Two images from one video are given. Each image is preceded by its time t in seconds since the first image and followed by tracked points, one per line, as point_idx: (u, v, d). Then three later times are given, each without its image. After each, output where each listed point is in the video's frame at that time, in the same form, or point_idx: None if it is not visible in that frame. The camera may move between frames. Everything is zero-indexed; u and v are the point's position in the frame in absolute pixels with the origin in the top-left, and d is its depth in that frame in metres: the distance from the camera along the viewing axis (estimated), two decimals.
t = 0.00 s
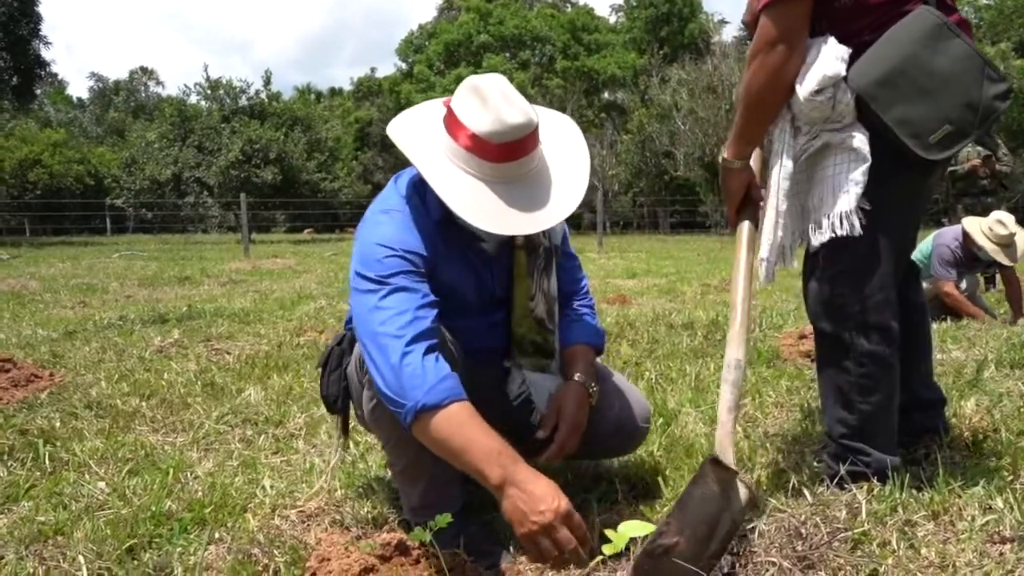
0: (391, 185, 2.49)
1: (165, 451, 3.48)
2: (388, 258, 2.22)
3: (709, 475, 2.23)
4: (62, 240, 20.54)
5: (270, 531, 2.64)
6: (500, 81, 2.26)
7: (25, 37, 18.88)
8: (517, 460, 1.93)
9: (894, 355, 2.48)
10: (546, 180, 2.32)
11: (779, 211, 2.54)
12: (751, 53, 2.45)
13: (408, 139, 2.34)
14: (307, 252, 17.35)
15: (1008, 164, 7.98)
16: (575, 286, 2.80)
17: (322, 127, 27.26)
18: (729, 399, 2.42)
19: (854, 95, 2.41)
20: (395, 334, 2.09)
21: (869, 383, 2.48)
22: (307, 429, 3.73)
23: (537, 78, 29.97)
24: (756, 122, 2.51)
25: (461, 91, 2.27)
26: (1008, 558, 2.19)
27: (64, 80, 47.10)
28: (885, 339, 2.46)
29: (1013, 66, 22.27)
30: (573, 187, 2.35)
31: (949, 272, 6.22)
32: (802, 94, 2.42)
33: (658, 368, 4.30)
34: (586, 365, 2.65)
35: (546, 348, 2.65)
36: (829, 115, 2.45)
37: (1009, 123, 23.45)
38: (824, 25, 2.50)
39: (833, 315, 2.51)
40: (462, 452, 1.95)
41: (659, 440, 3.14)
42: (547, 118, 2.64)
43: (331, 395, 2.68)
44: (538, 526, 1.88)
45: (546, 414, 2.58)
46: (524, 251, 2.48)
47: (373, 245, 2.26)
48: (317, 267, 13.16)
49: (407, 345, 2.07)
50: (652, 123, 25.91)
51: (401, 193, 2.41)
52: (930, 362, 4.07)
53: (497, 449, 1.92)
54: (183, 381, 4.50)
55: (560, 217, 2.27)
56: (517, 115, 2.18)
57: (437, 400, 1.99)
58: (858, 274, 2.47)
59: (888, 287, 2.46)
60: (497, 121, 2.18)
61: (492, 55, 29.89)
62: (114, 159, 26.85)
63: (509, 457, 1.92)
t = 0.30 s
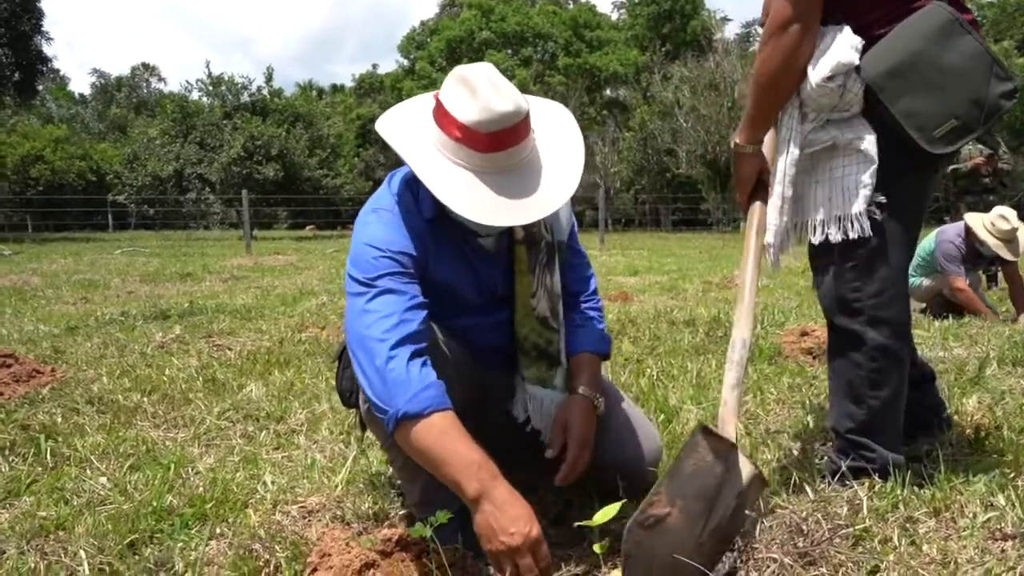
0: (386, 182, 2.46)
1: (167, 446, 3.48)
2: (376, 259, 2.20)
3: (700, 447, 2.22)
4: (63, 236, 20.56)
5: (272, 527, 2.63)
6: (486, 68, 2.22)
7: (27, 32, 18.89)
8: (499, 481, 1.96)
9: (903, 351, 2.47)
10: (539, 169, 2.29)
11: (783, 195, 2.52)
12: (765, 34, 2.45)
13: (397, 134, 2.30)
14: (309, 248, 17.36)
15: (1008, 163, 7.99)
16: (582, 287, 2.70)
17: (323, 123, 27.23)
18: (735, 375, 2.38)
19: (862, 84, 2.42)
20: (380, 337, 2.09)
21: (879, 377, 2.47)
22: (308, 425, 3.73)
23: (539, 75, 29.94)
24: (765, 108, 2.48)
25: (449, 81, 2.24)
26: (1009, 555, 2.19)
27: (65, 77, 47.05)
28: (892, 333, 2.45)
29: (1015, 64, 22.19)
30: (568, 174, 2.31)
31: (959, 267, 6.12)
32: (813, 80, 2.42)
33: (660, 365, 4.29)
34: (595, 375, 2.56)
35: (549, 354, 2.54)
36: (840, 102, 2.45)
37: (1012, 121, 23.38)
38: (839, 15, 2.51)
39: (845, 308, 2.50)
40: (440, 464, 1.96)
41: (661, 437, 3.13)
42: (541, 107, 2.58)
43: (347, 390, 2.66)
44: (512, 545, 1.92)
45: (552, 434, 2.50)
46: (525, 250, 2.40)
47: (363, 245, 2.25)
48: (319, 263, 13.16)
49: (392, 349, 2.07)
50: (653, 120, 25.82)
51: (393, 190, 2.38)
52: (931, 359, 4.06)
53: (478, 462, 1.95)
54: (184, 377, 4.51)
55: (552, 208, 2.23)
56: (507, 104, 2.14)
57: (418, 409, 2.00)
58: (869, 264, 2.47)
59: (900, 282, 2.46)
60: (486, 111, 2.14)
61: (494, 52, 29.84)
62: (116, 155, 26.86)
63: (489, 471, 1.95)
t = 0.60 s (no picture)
0: (397, 177, 2.41)
1: (168, 442, 3.48)
2: (378, 255, 2.18)
3: (765, 386, 2.30)
4: (65, 232, 20.56)
5: (273, 522, 2.63)
6: (489, 66, 2.16)
7: (30, 29, 18.89)
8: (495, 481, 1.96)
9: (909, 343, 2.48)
10: (542, 171, 2.21)
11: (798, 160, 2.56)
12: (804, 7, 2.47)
13: (402, 136, 2.26)
14: (311, 245, 17.36)
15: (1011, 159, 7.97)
16: (606, 294, 2.54)
17: (325, 120, 27.22)
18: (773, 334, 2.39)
19: (887, 66, 2.45)
20: (375, 334, 2.08)
21: (885, 369, 2.47)
22: (310, 421, 3.73)
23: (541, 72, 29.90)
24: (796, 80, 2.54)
25: (452, 82, 2.19)
26: (1011, 552, 2.17)
27: (67, 73, 46.99)
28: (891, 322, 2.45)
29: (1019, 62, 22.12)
30: (574, 175, 2.23)
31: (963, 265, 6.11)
32: (842, 53, 2.45)
33: (661, 361, 4.29)
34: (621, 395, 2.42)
35: (557, 364, 2.41)
36: (860, 80, 2.47)
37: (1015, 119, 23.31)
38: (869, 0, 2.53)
39: (855, 300, 2.50)
40: (432, 462, 1.96)
41: (663, 432, 3.12)
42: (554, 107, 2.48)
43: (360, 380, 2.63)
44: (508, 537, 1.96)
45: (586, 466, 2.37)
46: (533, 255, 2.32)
47: (364, 242, 2.23)
48: (321, 260, 13.16)
49: (387, 346, 2.06)
50: (656, 117, 25.63)
51: (399, 186, 2.34)
52: (933, 356, 4.05)
53: (468, 460, 1.94)
54: (186, 372, 4.51)
55: (556, 212, 2.15)
56: (510, 103, 2.07)
57: (410, 407, 1.99)
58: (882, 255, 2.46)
59: (908, 273, 2.47)
60: (489, 111, 2.08)
61: (496, 48, 29.79)
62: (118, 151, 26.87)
63: (479, 471, 1.94)
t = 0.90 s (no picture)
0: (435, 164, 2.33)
1: (170, 437, 3.48)
2: (406, 241, 2.13)
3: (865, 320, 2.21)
4: (66, 228, 20.56)
5: (274, 517, 2.64)
6: (542, 73, 2.08)
7: (32, 25, 18.89)
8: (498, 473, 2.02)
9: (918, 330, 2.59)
10: (589, 188, 2.13)
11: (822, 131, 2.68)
12: None
13: (444, 131, 2.20)
14: (312, 241, 17.37)
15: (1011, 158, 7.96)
16: (642, 325, 2.37)
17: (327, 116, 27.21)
18: (832, 270, 2.45)
19: (919, 52, 2.56)
20: (398, 322, 2.06)
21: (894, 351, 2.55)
22: (311, 416, 3.73)
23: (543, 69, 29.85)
24: (835, 47, 2.63)
25: (500, 84, 2.11)
26: (1012, 549, 2.16)
27: (69, 69, 46.95)
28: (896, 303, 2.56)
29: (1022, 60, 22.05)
30: (619, 190, 2.14)
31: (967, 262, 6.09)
32: (886, 29, 2.55)
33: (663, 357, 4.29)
34: (640, 443, 2.31)
35: (558, 385, 2.30)
36: (894, 62, 2.57)
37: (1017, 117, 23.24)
38: None
39: (866, 284, 2.59)
40: (438, 450, 1.99)
41: (664, 428, 3.12)
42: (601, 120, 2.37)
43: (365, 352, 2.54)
44: (509, 528, 1.98)
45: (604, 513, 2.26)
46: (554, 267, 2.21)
47: (395, 226, 2.17)
48: (322, 257, 13.16)
49: (410, 336, 2.05)
50: (658, 114, 25.31)
51: (438, 176, 2.26)
52: (935, 353, 4.05)
53: (477, 450, 2.00)
54: (187, 368, 4.51)
55: (600, 223, 2.08)
56: (559, 112, 2.00)
57: (428, 397, 2.00)
58: (899, 240, 2.56)
59: (920, 264, 2.57)
60: (536, 118, 2.01)
61: (498, 45, 29.75)
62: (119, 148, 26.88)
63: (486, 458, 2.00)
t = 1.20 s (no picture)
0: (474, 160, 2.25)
1: (171, 433, 3.48)
2: (439, 247, 2.06)
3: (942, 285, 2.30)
4: (68, 225, 20.57)
5: (275, 513, 2.63)
6: (596, 90, 1.99)
7: (33, 22, 18.90)
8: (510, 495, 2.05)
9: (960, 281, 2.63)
10: (631, 216, 2.04)
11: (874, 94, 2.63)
12: None
13: (487, 133, 2.11)
14: (313, 238, 17.38)
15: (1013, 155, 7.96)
16: (658, 347, 2.25)
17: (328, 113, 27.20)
18: (895, 227, 2.36)
19: (966, 21, 2.54)
20: (435, 334, 2.03)
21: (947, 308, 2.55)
22: (312, 413, 3.74)
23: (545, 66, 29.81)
24: (880, 11, 2.63)
25: (551, 96, 2.02)
26: (1013, 545, 2.13)
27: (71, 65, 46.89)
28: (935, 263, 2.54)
29: None
30: (657, 219, 2.05)
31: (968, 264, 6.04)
32: None
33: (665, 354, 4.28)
34: (649, 475, 2.26)
35: (570, 403, 2.21)
36: (936, 32, 2.54)
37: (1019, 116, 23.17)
38: None
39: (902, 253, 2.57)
40: (460, 464, 2.02)
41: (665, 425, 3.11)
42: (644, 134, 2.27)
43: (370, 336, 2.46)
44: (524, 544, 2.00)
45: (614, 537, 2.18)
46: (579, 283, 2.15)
47: (429, 228, 2.09)
48: (323, 253, 13.17)
49: (447, 349, 2.03)
50: (659, 111, 25.33)
51: (475, 177, 2.18)
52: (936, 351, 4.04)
53: (497, 473, 2.03)
54: (189, 364, 4.52)
55: (640, 248, 2.01)
56: (611, 134, 1.90)
57: (463, 417, 2.00)
58: (937, 214, 2.52)
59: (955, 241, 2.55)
60: (588, 138, 1.91)
61: (500, 42, 29.68)
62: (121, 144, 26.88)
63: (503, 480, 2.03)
